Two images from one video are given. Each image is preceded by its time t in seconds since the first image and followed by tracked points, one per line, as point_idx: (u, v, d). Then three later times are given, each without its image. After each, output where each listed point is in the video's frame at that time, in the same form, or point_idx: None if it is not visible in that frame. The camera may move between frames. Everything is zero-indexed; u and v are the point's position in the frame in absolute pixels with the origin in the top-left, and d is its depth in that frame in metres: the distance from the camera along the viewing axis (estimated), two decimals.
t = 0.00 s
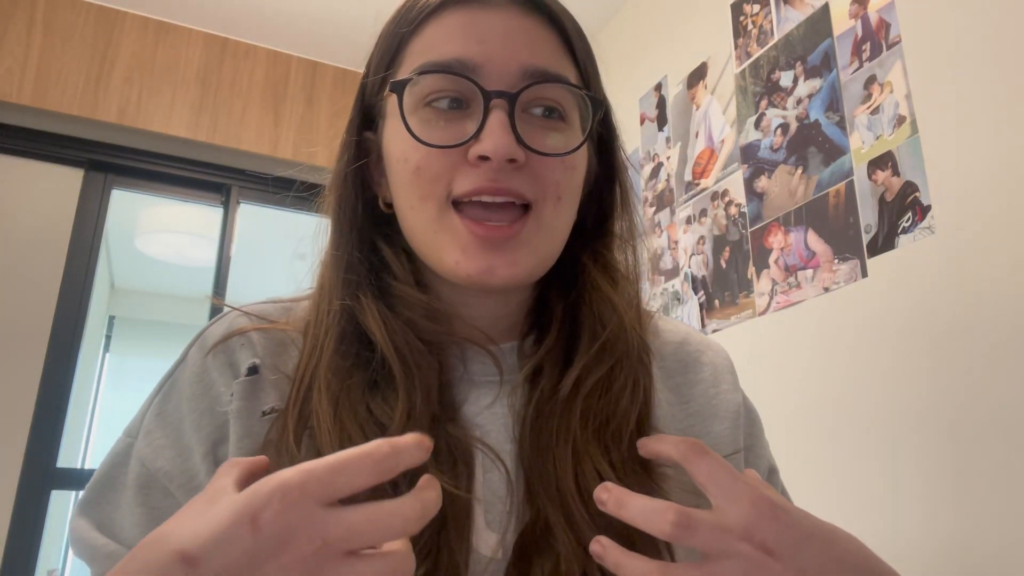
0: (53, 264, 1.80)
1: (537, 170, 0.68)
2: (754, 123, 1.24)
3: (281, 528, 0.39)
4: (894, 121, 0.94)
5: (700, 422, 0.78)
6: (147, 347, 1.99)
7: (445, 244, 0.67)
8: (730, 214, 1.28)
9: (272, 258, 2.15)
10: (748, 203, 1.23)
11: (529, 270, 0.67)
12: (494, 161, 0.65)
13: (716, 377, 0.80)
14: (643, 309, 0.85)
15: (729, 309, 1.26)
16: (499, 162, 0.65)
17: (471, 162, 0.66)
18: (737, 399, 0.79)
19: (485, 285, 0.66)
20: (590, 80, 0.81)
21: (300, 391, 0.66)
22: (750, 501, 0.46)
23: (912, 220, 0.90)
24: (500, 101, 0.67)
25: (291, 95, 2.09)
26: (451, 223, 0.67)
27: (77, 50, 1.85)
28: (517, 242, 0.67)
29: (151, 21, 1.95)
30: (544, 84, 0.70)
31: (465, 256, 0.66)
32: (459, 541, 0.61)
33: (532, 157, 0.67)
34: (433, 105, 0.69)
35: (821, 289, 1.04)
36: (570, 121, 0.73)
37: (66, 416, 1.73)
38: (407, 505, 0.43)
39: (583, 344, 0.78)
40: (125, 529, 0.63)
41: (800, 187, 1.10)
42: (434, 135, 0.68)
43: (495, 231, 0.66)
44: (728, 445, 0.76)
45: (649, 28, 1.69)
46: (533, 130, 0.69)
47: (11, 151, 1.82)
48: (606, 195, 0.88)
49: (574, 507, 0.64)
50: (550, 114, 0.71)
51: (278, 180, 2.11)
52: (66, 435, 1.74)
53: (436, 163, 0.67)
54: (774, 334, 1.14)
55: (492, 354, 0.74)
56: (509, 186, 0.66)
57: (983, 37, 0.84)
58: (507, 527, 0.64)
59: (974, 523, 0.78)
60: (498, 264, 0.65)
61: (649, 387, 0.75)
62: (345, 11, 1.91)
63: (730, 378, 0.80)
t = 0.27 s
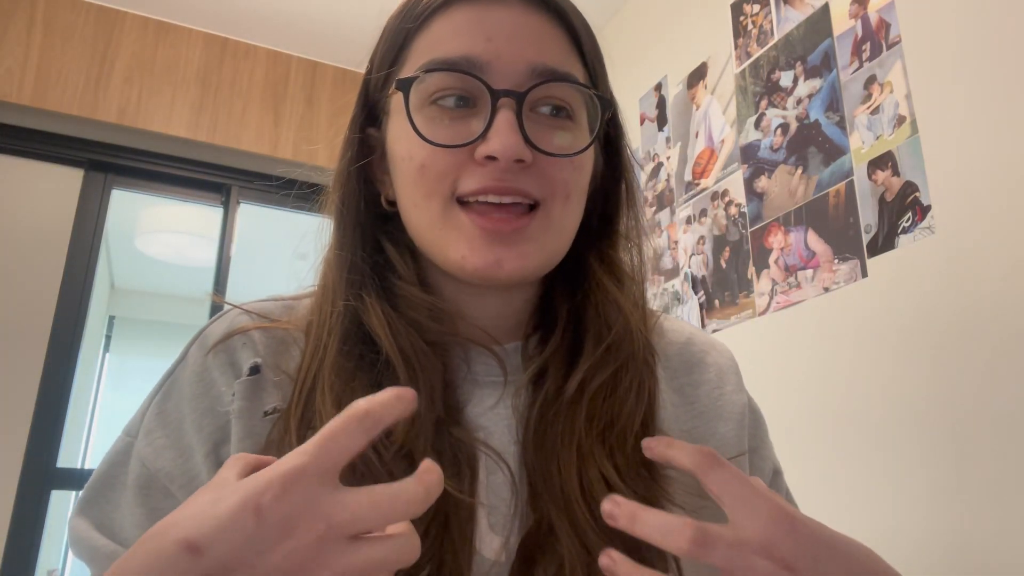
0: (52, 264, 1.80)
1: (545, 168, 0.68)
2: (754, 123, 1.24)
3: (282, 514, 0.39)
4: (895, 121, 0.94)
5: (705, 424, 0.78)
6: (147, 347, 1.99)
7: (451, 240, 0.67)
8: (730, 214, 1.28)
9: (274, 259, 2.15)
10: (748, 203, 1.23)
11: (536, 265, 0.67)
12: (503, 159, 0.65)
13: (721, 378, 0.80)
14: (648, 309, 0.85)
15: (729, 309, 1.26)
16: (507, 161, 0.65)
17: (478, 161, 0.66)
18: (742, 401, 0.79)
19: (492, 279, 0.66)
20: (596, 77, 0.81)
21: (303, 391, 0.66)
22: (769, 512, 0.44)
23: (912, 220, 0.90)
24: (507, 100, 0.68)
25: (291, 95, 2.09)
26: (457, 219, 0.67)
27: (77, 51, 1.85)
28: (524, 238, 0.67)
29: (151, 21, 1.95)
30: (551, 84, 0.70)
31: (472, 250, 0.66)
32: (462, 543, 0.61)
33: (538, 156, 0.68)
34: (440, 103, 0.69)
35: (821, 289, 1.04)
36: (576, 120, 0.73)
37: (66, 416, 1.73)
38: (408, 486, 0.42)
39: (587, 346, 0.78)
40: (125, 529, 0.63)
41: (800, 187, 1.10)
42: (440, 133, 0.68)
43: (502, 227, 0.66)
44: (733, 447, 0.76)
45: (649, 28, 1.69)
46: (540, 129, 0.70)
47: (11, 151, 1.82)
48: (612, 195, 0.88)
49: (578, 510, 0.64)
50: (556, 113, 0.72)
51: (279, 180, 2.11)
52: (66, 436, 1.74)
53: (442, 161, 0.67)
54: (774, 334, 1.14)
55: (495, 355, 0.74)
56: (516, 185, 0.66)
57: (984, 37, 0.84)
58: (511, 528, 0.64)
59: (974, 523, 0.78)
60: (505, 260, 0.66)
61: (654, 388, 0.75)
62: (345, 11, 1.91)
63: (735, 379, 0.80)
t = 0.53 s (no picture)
0: (52, 263, 1.80)
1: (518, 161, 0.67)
2: (754, 123, 1.24)
3: (293, 532, 0.37)
4: (894, 122, 0.94)
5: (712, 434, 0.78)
6: (147, 347, 1.99)
7: (428, 228, 0.67)
8: (730, 214, 1.28)
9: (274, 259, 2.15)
10: (748, 203, 1.23)
11: (512, 252, 0.67)
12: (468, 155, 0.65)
13: (727, 386, 0.80)
14: (655, 314, 0.85)
15: (729, 309, 1.26)
16: (473, 156, 0.65)
17: (450, 158, 0.66)
18: (748, 408, 0.79)
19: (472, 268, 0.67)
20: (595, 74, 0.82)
21: (305, 394, 0.66)
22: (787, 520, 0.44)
23: (912, 220, 0.90)
24: (478, 95, 0.67)
25: (291, 95, 2.09)
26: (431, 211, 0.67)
27: (77, 50, 1.85)
28: (495, 229, 0.66)
29: (151, 21, 1.95)
30: (526, 77, 0.69)
31: (446, 234, 0.66)
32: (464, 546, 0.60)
33: (510, 149, 0.67)
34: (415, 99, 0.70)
35: (821, 289, 1.04)
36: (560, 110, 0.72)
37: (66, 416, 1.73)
38: (417, 493, 0.40)
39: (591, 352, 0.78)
40: (125, 533, 0.63)
41: (800, 187, 1.10)
42: (415, 128, 0.69)
43: (473, 219, 0.66)
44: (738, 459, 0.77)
45: (649, 28, 1.69)
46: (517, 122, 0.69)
47: (11, 151, 1.82)
48: (618, 196, 0.89)
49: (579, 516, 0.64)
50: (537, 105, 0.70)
51: (279, 179, 2.11)
52: (66, 436, 1.74)
53: (416, 156, 0.67)
54: (775, 334, 1.14)
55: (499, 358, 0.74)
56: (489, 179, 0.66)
57: (984, 38, 0.84)
58: (511, 534, 0.64)
59: (975, 524, 0.78)
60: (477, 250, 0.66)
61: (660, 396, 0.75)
62: (345, 11, 1.90)
63: (742, 385, 0.81)
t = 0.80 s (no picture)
0: (52, 264, 1.80)
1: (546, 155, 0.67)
2: (754, 124, 1.24)
3: None
4: (895, 121, 0.94)
5: (718, 447, 0.77)
6: (147, 347, 1.99)
7: (450, 226, 0.66)
8: (730, 214, 1.28)
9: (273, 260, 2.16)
10: (748, 203, 1.23)
11: (535, 251, 0.67)
12: (498, 149, 0.65)
13: (733, 393, 0.80)
14: (664, 321, 0.84)
15: (729, 309, 1.26)
16: (503, 151, 0.65)
17: (478, 155, 0.66)
18: (753, 415, 0.79)
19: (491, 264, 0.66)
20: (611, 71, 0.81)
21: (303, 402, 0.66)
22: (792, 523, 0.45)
23: (912, 220, 0.90)
24: (505, 90, 0.68)
25: (291, 95, 2.09)
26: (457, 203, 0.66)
27: (77, 51, 1.85)
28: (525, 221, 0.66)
29: (151, 21, 1.95)
30: (551, 74, 0.70)
31: (470, 233, 0.65)
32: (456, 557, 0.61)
33: (538, 145, 0.67)
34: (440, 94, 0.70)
35: (821, 289, 1.04)
36: (582, 108, 0.72)
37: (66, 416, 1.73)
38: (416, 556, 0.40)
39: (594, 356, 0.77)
40: (121, 539, 0.63)
41: (800, 187, 1.10)
42: (440, 124, 0.68)
43: (502, 211, 0.66)
44: (742, 474, 0.76)
45: (649, 29, 1.69)
46: (543, 116, 0.69)
47: (11, 151, 1.82)
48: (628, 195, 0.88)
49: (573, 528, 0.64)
50: (558, 101, 0.71)
51: (280, 180, 2.11)
52: (66, 435, 1.74)
53: (440, 152, 0.67)
54: (774, 334, 1.14)
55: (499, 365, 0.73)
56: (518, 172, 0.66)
57: (984, 38, 0.84)
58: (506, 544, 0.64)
59: (975, 525, 0.78)
60: (504, 242, 0.65)
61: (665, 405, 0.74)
62: (344, 11, 1.90)
63: (747, 393, 0.81)
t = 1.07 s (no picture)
0: (53, 264, 1.80)
1: (544, 158, 0.67)
2: (754, 124, 1.24)
3: None
4: (894, 121, 0.94)
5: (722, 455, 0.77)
6: (147, 348, 1.99)
7: (446, 225, 0.66)
8: (730, 214, 1.28)
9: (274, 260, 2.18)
10: (748, 203, 1.23)
11: (531, 253, 0.66)
12: (495, 152, 0.65)
13: (736, 401, 0.80)
14: (672, 324, 0.83)
15: (729, 309, 1.26)
16: (500, 153, 0.65)
17: (474, 157, 0.66)
18: (756, 424, 0.79)
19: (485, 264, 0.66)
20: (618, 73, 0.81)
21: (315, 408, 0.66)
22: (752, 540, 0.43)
23: (912, 220, 0.90)
24: (505, 92, 0.68)
25: (291, 95, 2.09)
26: (453, 204, 0.66)
27: (77, 51, 1.85)
28: (521, 222, 0.66)
29: (151, 21, 1.95)
30: (552, 76, 0.70)
31: (467, 232, 0.65)
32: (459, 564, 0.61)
33: (536, 148, 0.67)
34: (439, 95, 0.70)
35: (821, 289, 1.04)
36: (585, 110, 0.72)
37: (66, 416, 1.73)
38: None
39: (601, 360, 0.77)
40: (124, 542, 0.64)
41: (800, 187, 1.10)
42: (438, 125, 0.68)
43: (497, 213, 0.65)
44: (744, 485, 0.76)
45: (649, 28, 1.69)
46: (543, 119, 0.69)
47: (12, 151, 1.82)
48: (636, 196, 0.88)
49: (577, 532, 0.64)
50: (560, 104, 0.71)
51: (280, 180, 2.11)
52: (66, 435, 1.74)
53: (439, 154, 0.67)
54: (774, 334, 1.14)
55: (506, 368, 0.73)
56: (515, 176, 0.66)
57: (984, 38, 0.84)
58: (509, 548, 0.64)
59: (976, 527, 0.78)
60: (500, 243, 0.65)
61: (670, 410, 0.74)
62: (344, 11, 1.90)
63: (749, 401, 0.80)
